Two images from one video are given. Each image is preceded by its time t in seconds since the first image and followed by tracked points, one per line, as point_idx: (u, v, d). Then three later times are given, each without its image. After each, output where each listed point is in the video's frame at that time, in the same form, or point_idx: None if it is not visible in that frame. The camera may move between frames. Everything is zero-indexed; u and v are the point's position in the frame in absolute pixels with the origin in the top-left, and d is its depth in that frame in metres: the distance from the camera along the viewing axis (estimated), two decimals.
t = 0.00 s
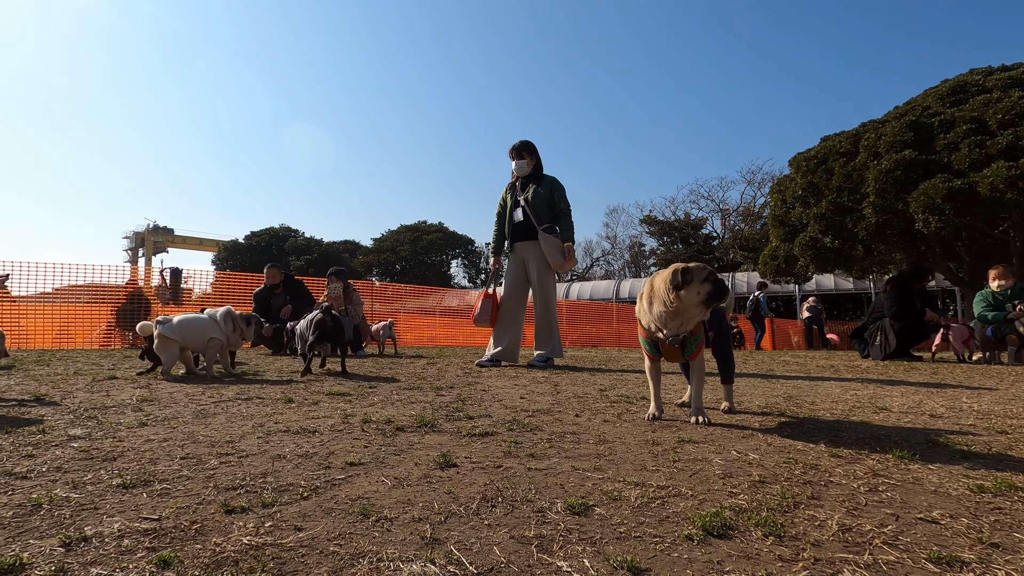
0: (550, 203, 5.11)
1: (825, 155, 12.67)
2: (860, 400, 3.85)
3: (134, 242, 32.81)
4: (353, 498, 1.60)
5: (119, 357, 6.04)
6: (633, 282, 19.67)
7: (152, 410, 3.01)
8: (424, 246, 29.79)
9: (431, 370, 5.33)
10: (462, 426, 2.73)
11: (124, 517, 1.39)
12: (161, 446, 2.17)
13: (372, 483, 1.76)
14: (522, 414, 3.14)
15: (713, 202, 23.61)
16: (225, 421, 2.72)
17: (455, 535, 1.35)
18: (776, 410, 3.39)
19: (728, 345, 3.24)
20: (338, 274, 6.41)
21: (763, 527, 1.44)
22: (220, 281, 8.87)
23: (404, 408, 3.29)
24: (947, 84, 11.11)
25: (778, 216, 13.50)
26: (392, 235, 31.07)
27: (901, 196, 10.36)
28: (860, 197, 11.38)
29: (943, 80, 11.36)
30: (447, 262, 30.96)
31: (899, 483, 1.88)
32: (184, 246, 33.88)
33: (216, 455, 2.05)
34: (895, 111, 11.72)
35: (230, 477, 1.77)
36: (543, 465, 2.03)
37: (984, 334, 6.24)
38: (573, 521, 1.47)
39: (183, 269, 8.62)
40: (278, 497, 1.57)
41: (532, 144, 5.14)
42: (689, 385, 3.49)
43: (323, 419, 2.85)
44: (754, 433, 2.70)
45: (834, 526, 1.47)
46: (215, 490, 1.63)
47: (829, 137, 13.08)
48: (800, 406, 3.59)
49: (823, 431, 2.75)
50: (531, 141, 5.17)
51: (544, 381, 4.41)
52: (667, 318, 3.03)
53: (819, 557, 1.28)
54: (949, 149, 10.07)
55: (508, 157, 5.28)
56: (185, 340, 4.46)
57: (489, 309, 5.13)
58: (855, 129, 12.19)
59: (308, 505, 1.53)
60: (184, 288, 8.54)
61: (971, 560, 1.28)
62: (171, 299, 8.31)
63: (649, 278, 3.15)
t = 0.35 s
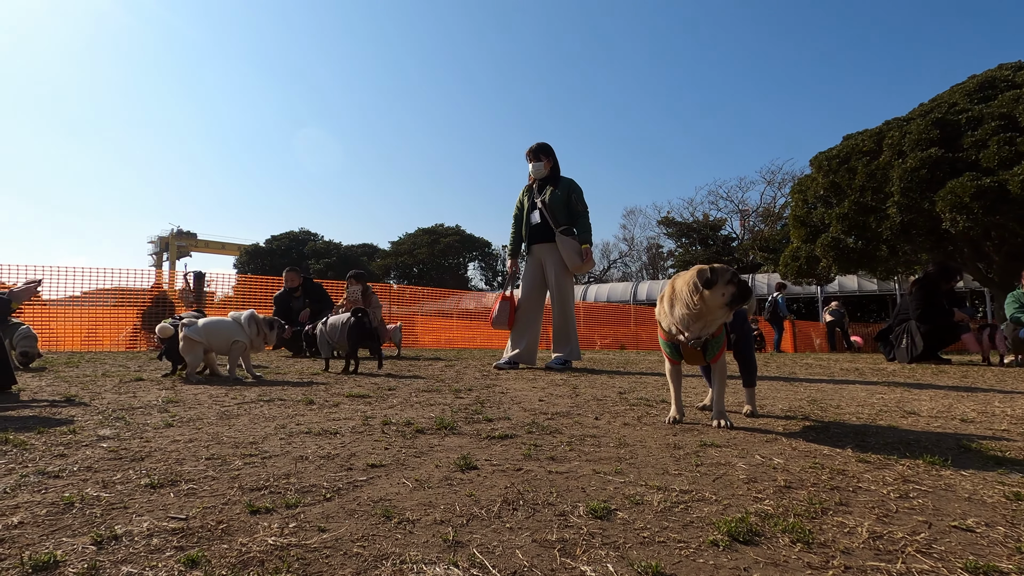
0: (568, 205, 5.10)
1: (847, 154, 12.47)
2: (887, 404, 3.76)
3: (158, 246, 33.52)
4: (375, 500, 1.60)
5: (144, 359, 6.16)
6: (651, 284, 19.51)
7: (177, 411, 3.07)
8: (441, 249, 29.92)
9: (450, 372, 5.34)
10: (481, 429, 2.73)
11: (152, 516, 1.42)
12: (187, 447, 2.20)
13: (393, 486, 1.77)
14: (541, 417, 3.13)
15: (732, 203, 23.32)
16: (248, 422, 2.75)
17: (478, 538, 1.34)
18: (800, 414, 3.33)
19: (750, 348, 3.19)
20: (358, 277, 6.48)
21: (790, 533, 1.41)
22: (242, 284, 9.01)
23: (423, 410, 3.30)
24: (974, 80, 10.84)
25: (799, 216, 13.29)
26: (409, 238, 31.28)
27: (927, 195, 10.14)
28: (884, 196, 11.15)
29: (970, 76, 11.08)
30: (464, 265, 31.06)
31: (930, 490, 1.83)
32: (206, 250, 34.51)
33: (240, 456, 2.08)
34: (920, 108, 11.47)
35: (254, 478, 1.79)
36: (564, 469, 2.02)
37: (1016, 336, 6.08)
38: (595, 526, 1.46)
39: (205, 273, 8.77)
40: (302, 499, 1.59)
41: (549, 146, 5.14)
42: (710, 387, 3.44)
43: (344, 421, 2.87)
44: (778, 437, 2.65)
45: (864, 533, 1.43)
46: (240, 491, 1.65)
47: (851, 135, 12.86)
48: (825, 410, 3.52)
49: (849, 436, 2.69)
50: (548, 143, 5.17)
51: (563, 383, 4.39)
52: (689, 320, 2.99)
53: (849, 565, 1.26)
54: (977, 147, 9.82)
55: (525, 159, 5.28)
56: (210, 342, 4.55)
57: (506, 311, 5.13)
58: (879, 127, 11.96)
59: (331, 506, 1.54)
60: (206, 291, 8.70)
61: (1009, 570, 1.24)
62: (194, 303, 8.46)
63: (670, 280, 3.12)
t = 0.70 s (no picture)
0: (585, 209, 5.08)
1: (869, 154, 12.27)
2: (914, 410, 3.67)
3: (181, 251, 34.17)
4: (396, 504, 1.61)
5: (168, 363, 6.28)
6: (669, 288, 19.35)
7: (200, 414, 3.11)
8: (458, 253, 30.02)
9: (467, 376, 5.34)
10: (500, 433, 2.73)
11: (179, 518, 1.44)
12: (211, 450, 2.23)
13: (414, 490, 1.77)
14: (560, 421, 3.12)
15: (751, 205, 23.04)
16: (270, 426, 2.78)
17: (500, 543, 1.34)
18: (825, 420, 3.26)
19: (771, 351, 3.14)
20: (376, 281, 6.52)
21: (818, 543, 1.38)
22: (262, 288, 9.13)
23: (442, 414, 3.31)
24: (1002, 77, 10.58)
25: (820, 217, 13.09)
26: (426, 242, 31.45)
27: (953, 195, 9.91)
28: (908, 197, 10.93)
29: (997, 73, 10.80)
30: (480, 269, 31.12)
31: (963, 499, 1.78)
32: (228, 255, 35.10)
33: (262, 458, 2.10)
34: (945, 106, 11.23)
35: (277, 481, 1.81)
36: (585, 474, 2.01)
37: None
38: (618, 532, 1.44)
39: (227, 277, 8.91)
40: (324, 502, 1.60)
41: (566, 150, 5.13)
42: (731, 392, 3.39)
43: (364, 424, 2.89)
44: (803, 443, 2.60)
45: (895, 543, 1.40)
46: (264, 494, 1.67)
47: (874, 135, 12.64)
48: (850, 416, 3.45)
49: (876, 442, 2.63)
50: (564, 147, 5.16)
51: (582, 387, 4.36)
52: (714, 322, 2.93)
53: None
54: (1005, 145, 9.58)
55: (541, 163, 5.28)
56: (232, 347, 4.61)
57: (523, 315, 5.12)
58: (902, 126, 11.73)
59: (353, 510, 1.55)
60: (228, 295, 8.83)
61: None
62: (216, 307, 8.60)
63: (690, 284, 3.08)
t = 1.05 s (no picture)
0: (603, 209, 5.06)
1: (895, 153, 12.05)
2: (943, 414, 3.58)
3: (205, 253, 34.85)
4: (417, 504, 1.62)
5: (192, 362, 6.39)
6: (688, 289, 19.16)
7: (224, 413, 3.17)
8: (475, 254, 30.11)
9: (485, 377, 5.36)
10: (519, 434, 2.73)
11: (206, 515, 1.47)
12: (235, 448, 2.28)
13: (434, 489, 1.78)
14: (579, 423, 3.10)
15: (772, 205, 22.71)
16: (292, 425, 2.82)
17: (520, 544, 1.34)
18: (849, 423, 3.20)
19: (794, 353, 3.10)
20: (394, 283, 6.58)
21: (844, 549, 1.35)
22: (283, 290, 9.27)
23: (461, 414, 3.32)
24: None
25: (843, 217, 12.84)
26: (444, 243, 31.61)
27: (982, 194, 9.66)
28: (936, 196, 10.69)
29: None
30: (497, 270, 31.17)
31: (994, 506, 1.73)
32: (250, 257, 35.70)
33: (285, 457, 2.13)
34: (974, 103, 10.95)
35: (299, 479, 1.84)
36: (604, 476, 2.00)
37: None
38: (638, 535, 1.43)
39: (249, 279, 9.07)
40: (346, 501, 1.62)
41: (583, 151, 5.11)
42: (753, 395, 3.35)
43: (384, 424, 2.92)
44: (827, 447, 2.56)
45: (924, 550, 1.37)
46: (287, 492, 1.69)
47: (900, 133, 12.38)
48: (876, 419, 3.37)
49: (904, 447, 2.57)
50: (581, 148, 5.14)
51: (600, 389, 4.35)
52: (743, 323, 2.88)
53: None
54: None
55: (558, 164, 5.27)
56: (255, 348, 4.69)
57: (541, 316, 5.13)
58: (929, 124, 11.47)
59: (374, 509, 1.56)
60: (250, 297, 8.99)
61: None
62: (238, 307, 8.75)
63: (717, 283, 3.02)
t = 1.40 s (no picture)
0: (620, 209, 5.02)
1: (921, 149, 11.79)
2: (973, 417, 3.48)
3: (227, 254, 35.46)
4: (436, 502, 1.63)
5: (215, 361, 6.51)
6: (707, 289, 18.95)
7: (247, 411, 3.23)
8: (492, 254, 30.16)
9: (503, 377, 5.36)
10: (537, 434, 2.72)
11: (230, 510, 1.50)
12: (258, 445, 2.31)
13: (453, 488, 1.79)
14: (597, 423, 3.09)
15: (793, 204, 22.35)
16: (313, 423, 2.86)
17: (539, 544, 1.34)
18: (874, 425, 3.14)
19: (816, 354, 3.05)
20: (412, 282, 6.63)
21: (870, 553, 1.33)
22: (303, 290, 9.39)
23: (479, 414, 3.33)
24: None
25: (867, 216, 12.57)
26: (461, 244, 31.71)
27: (1013, 190, 9.43)
28: (965, 193, 10.47)
29: None
30: (515, 270, 31.18)
31: None
32: (271, 258, 36.24)
33: (306, 454, 2.16)
34: (1004, 97, 10.67)
35: (320, 476, 1.87)
36: (623, 476, 1.99)
37: None
38: (658, 536, 1.42)
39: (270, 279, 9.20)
40: (366, 498, 1.63)
41: (599, 150, 5.09)
42: (774, 396, 3.31)
43: (403, 423, 2.94)
44: (851, 450, 2.51)
45: (954, 556, 1.33)
46: (309, 489, 1.72)
47: (926, 129, 12.12)
48: (902, 422, 3.30)
49: (932, 450, 2.51)
50: (597, 147, 5.11)
51: (618, 390, 4.32)
52: (768, 323, 2.85)
53: None
54: None
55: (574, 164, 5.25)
56: (276, 347, 4.75)
57: (559, 317, 5.12)
58: (958, 119, 11.23)
59: (394, 506, 1.58)
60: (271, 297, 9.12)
61: None
62: (260, 307, 8.89)
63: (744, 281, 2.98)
